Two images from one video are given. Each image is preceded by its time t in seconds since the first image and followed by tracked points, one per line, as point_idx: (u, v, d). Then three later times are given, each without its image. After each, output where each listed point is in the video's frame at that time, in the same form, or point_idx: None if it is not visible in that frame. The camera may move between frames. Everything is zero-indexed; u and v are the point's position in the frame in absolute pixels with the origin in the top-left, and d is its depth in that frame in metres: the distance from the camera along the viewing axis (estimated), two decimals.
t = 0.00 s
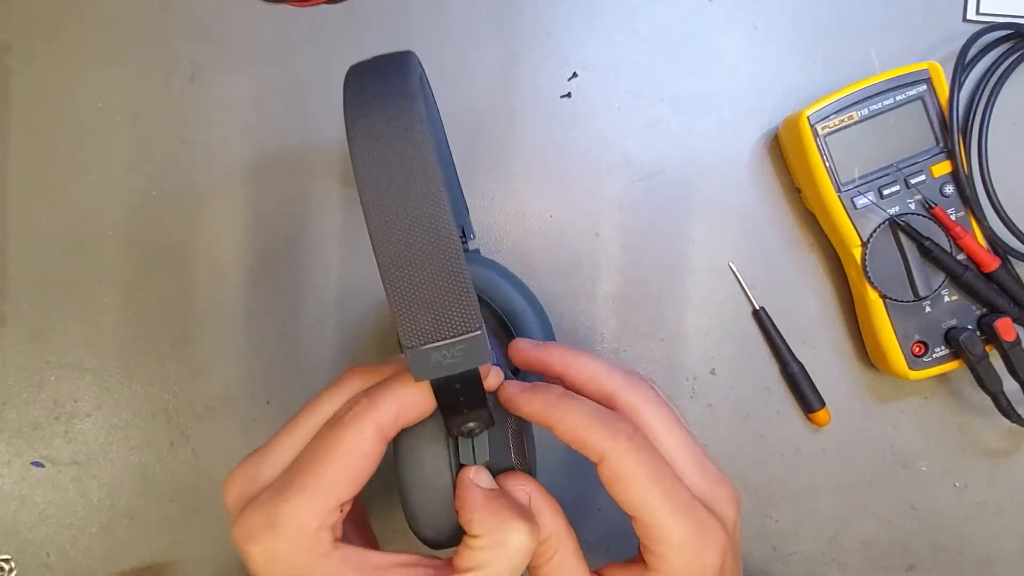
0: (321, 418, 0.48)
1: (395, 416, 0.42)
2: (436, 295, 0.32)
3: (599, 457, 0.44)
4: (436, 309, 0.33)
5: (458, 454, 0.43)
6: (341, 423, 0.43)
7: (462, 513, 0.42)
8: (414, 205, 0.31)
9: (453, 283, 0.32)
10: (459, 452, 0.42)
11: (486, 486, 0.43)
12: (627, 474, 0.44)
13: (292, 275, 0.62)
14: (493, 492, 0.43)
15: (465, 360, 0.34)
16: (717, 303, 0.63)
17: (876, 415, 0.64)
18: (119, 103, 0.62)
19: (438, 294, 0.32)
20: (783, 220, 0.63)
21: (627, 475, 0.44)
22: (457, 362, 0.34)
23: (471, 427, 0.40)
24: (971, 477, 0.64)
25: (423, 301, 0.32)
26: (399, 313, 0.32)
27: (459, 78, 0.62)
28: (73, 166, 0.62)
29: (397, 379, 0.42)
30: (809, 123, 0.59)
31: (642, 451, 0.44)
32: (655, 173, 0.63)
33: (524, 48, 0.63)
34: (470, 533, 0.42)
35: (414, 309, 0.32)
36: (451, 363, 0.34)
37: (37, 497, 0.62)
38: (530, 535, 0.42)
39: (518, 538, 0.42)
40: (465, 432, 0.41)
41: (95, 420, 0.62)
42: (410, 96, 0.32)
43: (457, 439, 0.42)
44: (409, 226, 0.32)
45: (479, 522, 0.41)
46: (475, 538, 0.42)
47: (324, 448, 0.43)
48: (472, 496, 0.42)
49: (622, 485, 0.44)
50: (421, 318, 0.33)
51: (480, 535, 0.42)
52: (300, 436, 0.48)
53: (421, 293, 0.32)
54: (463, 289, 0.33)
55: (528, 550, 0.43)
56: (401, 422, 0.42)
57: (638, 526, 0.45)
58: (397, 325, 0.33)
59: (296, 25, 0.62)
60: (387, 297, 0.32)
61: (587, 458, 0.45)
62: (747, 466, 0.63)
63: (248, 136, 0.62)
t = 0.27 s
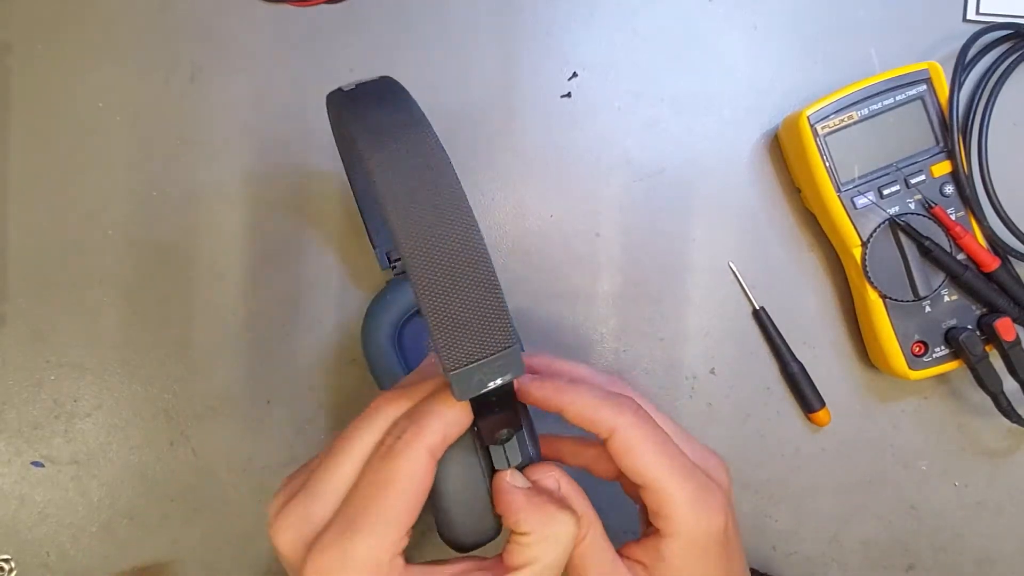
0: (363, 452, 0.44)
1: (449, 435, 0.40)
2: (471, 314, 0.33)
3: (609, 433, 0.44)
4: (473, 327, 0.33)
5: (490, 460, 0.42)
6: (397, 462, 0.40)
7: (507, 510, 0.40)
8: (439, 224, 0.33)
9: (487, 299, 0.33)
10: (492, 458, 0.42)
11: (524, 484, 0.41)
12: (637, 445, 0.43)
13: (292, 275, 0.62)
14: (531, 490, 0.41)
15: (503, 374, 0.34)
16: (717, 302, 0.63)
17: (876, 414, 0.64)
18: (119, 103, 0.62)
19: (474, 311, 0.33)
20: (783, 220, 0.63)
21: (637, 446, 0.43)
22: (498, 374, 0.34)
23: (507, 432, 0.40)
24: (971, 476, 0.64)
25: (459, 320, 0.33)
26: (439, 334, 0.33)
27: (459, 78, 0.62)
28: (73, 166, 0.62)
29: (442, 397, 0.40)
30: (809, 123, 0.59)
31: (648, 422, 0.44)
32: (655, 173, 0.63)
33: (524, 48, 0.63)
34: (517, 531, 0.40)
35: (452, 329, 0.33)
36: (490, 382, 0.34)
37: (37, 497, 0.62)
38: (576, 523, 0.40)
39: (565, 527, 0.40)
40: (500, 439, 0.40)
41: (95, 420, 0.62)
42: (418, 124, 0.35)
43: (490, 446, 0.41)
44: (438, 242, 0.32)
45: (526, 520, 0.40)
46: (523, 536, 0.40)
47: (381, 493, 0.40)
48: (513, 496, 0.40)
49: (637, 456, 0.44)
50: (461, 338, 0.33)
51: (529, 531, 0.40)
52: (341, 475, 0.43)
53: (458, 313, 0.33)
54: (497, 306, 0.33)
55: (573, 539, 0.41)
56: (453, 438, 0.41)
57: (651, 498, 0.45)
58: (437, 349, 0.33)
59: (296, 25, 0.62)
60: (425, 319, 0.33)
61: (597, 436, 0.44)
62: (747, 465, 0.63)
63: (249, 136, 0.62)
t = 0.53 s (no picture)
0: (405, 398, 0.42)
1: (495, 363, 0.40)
2: (511, 244, 0.34)
3: (617, 376, 0.52)
4: (513, 259, 0.35)
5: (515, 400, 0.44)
6: (452, 389, 0.40)
7: (544, 440, 0.43)
8: (482, 165, 0.34)
9: (526, 232, 0.35)
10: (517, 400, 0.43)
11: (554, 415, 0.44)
12: (640, 385, 0.52)
13: (292, 275, 0.62)
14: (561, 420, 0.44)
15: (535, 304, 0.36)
16: (717, 302, 0.63)
17: (876, 414, 0.64)
18: (119, 103, 0.62)
19: (513, 242, 0.34)
20: (783, 220, 0.63)
21: (642, 384, 0.52)
22: (531, 306, 0.36)
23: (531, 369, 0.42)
24: (971, 476, 0.64)
25: (500, 250, 0.34)
26: (481, 263, 0.34)
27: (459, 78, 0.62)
28: (74, 166, 0.62)
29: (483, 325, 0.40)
30: (809, 123, 0.59)
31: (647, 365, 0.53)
32: (655, 173, 0.63)
33: (524, 48, 0.63)
34: (560, 456, 0.43)
35: (494, 259, 0.34)
36: (524, 309, 0.36)
37: (37, 497, 0.62)
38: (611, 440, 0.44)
39: (604, 443, 0.43)
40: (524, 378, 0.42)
41: (95, 420, 0.62)
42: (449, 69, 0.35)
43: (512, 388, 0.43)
44: (474, 178, 0.33)
45: (569, 440, 0.42)
46: (568, 460, 0.42)
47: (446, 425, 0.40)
48: (547, 423, 0.43)
49: (642, 392, 0.51)
50: (501, 267, 0.34)
51: (572, 450, 0.42)
52: (391, 426, 0.42)
53: (499, 243, 0.34)
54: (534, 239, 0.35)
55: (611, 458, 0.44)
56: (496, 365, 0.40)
57: (666, 437, 0.52)
58: (475, 271, 0.34)
59: (296, 25, 0.62)
60: (468, 254, 0.34)
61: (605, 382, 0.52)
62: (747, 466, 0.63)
63: (249, 136, 0.62)
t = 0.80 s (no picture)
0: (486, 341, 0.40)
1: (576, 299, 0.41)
2: (574, 200, 0.39)
3: (650, 360, 0.54)
4: (576, 213, 0.39)
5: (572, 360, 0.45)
6: (543, 311, 0.40)
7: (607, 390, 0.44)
8: (542, 130, 0.39)
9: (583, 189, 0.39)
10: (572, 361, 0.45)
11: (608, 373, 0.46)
12: (674, 365, 0.54)
13: (293, 275, 0.62)
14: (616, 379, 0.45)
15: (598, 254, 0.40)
16: (717, 302, 0.63)
17: (876, 414, 0.64)
18: (118, 103, 0.62)
19: (575, 198, 0.39)
20: (783, 220, 0.63)
21: (676, 364, 0.54)
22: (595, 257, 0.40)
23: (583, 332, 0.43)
24: (971, 476, 0.64)
25: (564, 204, 0.39)
26: (551, 214, 0.39)
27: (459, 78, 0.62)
28: (74, 166, 0.62)
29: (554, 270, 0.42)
30: (809, 123, 0.59)
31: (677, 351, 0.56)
32: (655, 173, 0.63)
33: (524, 48, 0.63)
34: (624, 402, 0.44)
35: (561, 210, 0.39)
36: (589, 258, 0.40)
37: (37, 497, 0.62)
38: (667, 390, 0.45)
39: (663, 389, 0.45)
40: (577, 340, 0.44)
41: (95, 420, 0.62)
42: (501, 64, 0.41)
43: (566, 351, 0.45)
44: (541, 152, 0.38)
45: (630, 384, 0.44)
46: (627, 406, 0.44)
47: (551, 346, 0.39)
48: (606, 376, 0.45)
49: (677, 373, 0.54)
50: (567, 218, 0.39)
51: (636, 394, 0.44)
52: (483, 364, 0.39)
53: (565, 198, 0.39)
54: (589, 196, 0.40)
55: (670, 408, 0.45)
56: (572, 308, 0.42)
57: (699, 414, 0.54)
58: (545, 226, 0.39)
59: (296, 25, 0.62)
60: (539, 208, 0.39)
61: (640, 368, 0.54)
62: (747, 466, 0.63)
63: (249, 136, 0.62)
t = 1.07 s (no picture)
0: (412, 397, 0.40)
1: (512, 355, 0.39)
2: (524, 245, 0.36)
3: (649, 425, 0.52)
4: (526, 259, 0.36)
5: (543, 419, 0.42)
6: (463, 365, 0.39)
7: (574, 451, 0.40)
8: (489, 171, 0.36)
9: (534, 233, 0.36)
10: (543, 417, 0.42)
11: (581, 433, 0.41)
12: (672, 434, 0.51)
13: (292, 275, 0.62)
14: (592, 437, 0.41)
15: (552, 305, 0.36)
16: (717, 302, 0.63)
17: (876, 414, 0.64)
18: (119, 104, 0.62)
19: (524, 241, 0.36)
20: (783, 220, 0.63)
21: (676, 434, 0.51)
22: (549, 308, 0.36)
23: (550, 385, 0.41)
24: (971, 476, 0.64)
25: (512, 248, 0.36)
26: (494, 260, 0.35)
27: (459, 78, 0.62)
28: (74, 167, 0.62)
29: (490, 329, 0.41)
30: (809, 123, 0.59)
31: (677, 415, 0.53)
32: (655, 174, 0.63)
33: (524, 49, 0.63)
34: (593, 465, 0.39)
35: (505, 256, 0.35)
36: (539, 308, 0.36)
37: (37, 497, 0.62)
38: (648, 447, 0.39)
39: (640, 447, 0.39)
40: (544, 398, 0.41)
41: (95, 420, 0.62)
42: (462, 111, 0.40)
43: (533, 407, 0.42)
44: (496, 211, 0.35)
45: (598, 445, 0.39)
46: (599, 470, 0.38)
47: (456, 383, 0.38)
48: (576, 436, 0.41)
49: (677, 442, 0.51)
50: (511, 264, 0.36)
51: (604, 455, 0.39)
52: (387, 420, 0.38)
53: (510, 242, 0.36)
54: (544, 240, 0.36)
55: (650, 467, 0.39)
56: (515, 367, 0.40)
57: (703, 490, 0.50)
58: (491, 278, 0.36)
59: (296, 25, 0.62)
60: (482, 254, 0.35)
61: (639, 431, 0.52)
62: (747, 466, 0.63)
63: (249, 136, 0.62)
